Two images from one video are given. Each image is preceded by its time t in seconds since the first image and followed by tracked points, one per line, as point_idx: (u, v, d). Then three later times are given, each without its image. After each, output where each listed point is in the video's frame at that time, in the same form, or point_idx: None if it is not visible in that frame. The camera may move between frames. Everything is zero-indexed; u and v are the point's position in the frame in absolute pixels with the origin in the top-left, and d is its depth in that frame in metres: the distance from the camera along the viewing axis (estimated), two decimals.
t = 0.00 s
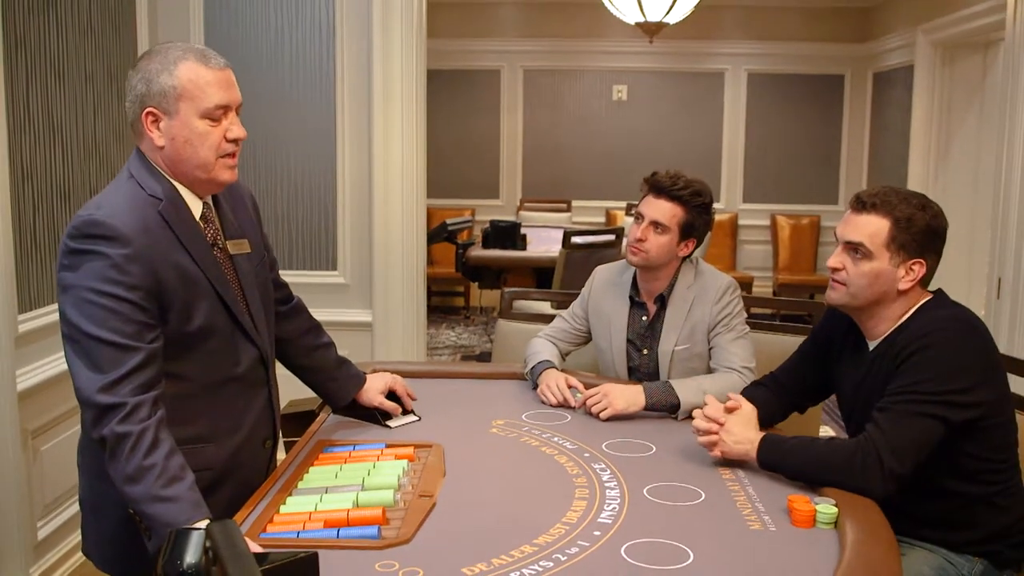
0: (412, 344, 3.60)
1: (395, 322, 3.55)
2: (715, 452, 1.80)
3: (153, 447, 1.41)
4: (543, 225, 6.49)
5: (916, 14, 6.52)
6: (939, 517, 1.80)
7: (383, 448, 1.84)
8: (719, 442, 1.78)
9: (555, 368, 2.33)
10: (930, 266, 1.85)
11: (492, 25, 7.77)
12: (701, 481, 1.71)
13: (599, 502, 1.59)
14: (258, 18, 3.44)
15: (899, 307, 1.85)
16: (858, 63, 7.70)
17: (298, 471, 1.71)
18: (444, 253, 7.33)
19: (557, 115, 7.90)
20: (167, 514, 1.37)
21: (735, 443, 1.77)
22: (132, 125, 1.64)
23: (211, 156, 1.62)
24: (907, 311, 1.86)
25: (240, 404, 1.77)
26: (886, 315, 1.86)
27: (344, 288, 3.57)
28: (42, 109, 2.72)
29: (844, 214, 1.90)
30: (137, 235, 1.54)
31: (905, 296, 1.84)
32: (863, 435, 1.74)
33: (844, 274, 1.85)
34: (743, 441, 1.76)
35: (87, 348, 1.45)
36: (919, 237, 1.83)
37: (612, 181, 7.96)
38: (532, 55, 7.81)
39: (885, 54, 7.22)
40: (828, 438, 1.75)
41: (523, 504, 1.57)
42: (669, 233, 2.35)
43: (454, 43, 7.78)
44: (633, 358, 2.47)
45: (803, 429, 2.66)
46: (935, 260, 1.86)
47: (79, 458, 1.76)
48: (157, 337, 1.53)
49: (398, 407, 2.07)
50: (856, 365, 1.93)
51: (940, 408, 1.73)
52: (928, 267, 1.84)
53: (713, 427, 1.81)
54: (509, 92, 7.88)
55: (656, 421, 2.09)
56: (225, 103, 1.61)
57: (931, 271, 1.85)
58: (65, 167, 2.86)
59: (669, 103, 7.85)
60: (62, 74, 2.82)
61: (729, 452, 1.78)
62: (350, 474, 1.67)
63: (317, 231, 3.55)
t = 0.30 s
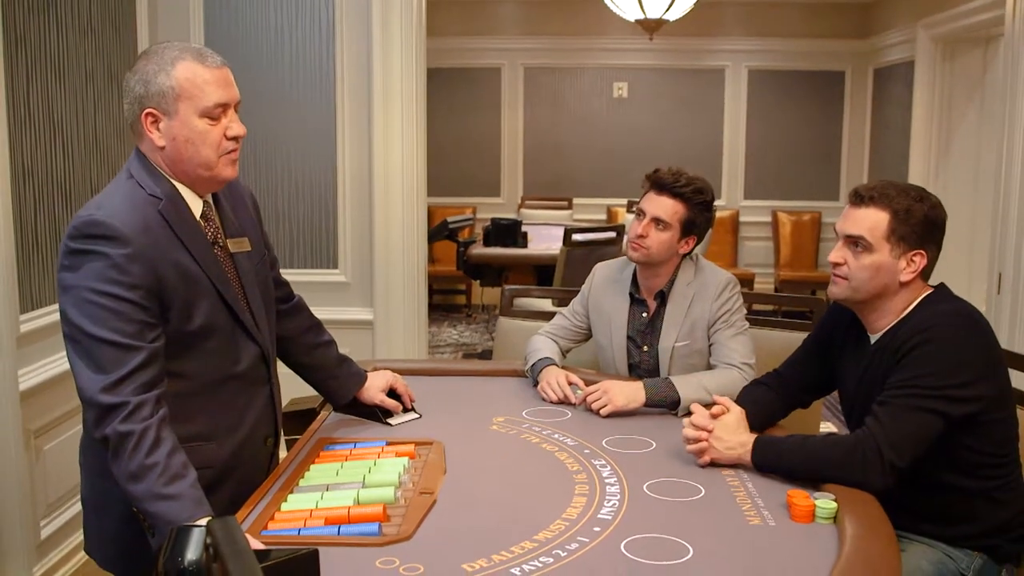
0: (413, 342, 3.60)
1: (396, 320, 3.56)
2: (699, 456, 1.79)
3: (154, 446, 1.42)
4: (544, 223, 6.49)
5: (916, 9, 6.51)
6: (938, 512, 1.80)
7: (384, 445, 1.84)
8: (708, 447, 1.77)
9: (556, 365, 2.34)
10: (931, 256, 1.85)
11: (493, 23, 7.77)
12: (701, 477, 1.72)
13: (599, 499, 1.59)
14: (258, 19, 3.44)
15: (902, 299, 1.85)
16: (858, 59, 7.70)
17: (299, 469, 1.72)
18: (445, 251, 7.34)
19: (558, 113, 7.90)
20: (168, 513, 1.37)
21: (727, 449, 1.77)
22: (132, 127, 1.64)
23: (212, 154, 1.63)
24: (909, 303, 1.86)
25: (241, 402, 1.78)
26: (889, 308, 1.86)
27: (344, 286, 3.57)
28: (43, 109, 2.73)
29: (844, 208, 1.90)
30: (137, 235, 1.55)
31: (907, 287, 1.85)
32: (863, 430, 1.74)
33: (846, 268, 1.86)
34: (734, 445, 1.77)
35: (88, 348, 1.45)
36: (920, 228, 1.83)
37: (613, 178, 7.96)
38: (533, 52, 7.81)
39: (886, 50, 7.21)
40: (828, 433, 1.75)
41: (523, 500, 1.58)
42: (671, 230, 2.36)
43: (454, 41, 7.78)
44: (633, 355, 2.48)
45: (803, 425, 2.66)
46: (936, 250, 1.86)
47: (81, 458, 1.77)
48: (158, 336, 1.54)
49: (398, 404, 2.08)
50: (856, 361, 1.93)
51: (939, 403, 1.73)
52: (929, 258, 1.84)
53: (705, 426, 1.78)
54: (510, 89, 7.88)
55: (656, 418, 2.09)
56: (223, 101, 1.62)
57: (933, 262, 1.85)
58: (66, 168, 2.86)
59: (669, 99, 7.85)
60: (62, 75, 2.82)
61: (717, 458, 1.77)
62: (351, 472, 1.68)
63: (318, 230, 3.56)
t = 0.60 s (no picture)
0: (413, 341, 3.61)
1: (396, 320, 3.57)
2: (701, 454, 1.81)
3: (152, 444, 1.42)
4: (543, 223, 6.50)
5: (915, 9, 6.52)
6: (934, 509, 1.81)
7: (382, 444, 1.85)
8: (708, 446, 1.79)
9: (554, 364, 2.35)
10: (921, 255, 1.85)
11: (493, 23, 7.78)
12: (697, 475, 1.72)
13: (596, 496, 1.60)
14: (257, 20, 3.45)
15: (893, 297, 1.86)
16: (858, 59, 7.71)
17: (297, 467, 1.73)
18: (445, 252, 7.36)
19: (558, 113, 7.91)
20: (167, 510, 1.38)
21: (726, 447, 1.78)
22: (135, 125, 1.65)
23: (216, 156, 1.65)
24: (899, 302, 1.87)
25: (239, 401, 1.78)
26: (880, 306, 1.87)
27: (344, 286, 3.58)
28: (42, 110, 2.74)
29: (835, 208, 1.91)
30: (134, 235, 1.56)
31: (897, 286, 1.86)
32: (859, 429, 1.75)
33: (836, 266, 1.87)
34: (734, 443, 1.78)
35: (86, 347, 1.46)
36: (909, 227, 1.84)
37: (613, 178, 7.97)
38: (533, 53, 7.82)
39: (885, 50, 7.22)
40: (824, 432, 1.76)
41: (520, 498, 1.59)
42: (668, 230, 2.37)
43: (453, 41, 7.79)
44: (631, 354, 2.48)
45: (801, 424, 2.67)
46: (926, 249, 1.86)
47: (80, 456, 1.78)
48: (155, 335, 1.55)
49: (397, 403, 2.09)
50: (852, 359, 1.94)
51: (934, 401, 1.74)
52: (919, 257, 1.85)
53: (707, 426, 1.81)
54: (510, 90, 7.89)
55: (653, 416, 2.10)
56: (230, 104, 1.63)
57: (923, 260, 1.86)
58: (65, 169, 2.87)
59: (669, 99, 7.86)
60: (61, 75, 2.83)
61: (717, 456, 1.78)
62: (349, 470, 1.68)
63: (317, 230, 3.57)
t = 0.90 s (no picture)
0: (403, 337, 3.62)
1: (386, 316, 3.57)
2: (690, 449, 1.81)
3: (140, 438, 1.42)
4: (535, 220, 6.50)
5: (906, 7, 6.55)
6: (921, 505, 1.82)
7: (371, 439, 1.85)
8: (694, 441, 1.79)
9: (543, 360, 2.35)
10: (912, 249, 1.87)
11: (484, 20, 7.77)
12: (685, 470, 1.73)
13: (583, 490, 1.61)
14: (248, 15, 3.45)
15: (886, 294, 1.87)
16: (849, 57, 7.73)
17: (286, 462, 1.73)
18: (437, 248, 7.35)
19: (550, 110, 7.91)
20: (153, 504, 1.38)
21: (711, 440, 1.78)
22: (133, 117, 1.63)
23: (214, 154, 1.65)
24: (893, 298, 1.88)
25: (227, 396, 1.78)
26: (874, 304, 1.87)
27: (334, 282, 3.58)
28: (31, 104, 2.72)
29: (823, 208, 1.91)
30: (122, 229, 1.56)
31: (890, 282, 1.87)
32: (847, 426, 1.76)
33: (830, 266, 1.86)
34: (717, 434, 1.78)
35: (73, 342, 1.46)
36: (899, 221, 1.86)
37: (605, 175, 7.98)
38: (524, 49, 7.83)
39: (876, 48, 7.24)
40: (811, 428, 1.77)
41: (507, 493, 1.59)
42: (656, 229, 2.37)
43: (445, 38, 7.79)
44: (620, 350, 2.49)
45: (789, 419, 2.68)
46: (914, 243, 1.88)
47: (67, 451, 1.77)
48: (142, 330, 1.54)
49: (386, 398, 2.09)
50: (839, 356, 1.95)
51: (921, 398, 1.75)
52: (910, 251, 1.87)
53: (694, 417, 1.82)
54: (502, 87, 7.89)
55: (642, 411, 2.11)
56: (231, 104, 1.64)
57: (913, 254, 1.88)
58: (54, 164, 2.86)
59: (661, 96, 7.86)
60: (50, 69, 2.82)
61: (705, 450, 1.79)
62: (338, 465, 1.68)
63: (307, 226, 3.56)
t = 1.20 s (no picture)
0: (396, 335, 3.61)
1: (379, 313, 3.56)
2: (682, 445, 1.81)
3: (128, 435, 1.42)
4: (529, 218, 6.49)
5: (900, 8, 6.57)
6: (912, 504, 1.82)
7: (361, 436, 1.85)
8: (687, 436, 1.79)
9: (535, 358, 2.35)
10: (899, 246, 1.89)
11: (478, 18, 7.77)
12: (675, 469, 1.73)
13: (573, 489, 1.61)
14: (240, 11, 3.43)
15: (878, 293, 1.88)
16: (843, 57, 7.74)
17: (276, 460, 1.72)
18: (430, 246, 7.35)
19: (544, 109, 7.91)
20: (142, 501, 1.37)
21: (703, 437, 1.78)
22: (126, 109, 1.62)
23: (207, 150, 1.65)
24: (884, 296, 1.89)
25: (217, 393, 1.78)
26: (866, 303, 1.88)
27: (326, 279, 3.57)
28: (22, 101, 2.71)
29: (809, 210, 1.91)
30: (113, 225, 1.55)
31: (881, 280, 1.87)
32: (837, 426, 1.76)
33: (822, 269, 1.87)
34: (711, 432, 1.78)
35: (63, 337, 1.45)
36: (886, 220, 1.86)
37: (599, 174, 7.98)
38: (518, 47, 7.82)
39: (870, 49, 7.26)
40: (802, 428, 1.77)
41: (497, 491, 1.59)
42: (647, 230, 2.37)
43: (438, 36, 7.78)
44: (611, 348, 2.49)
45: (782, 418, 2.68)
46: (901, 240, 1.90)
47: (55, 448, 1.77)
48: (133, 326, 1.54)
49: (376, 395, 2.09)
50: (829, 356, 1.95)
51: (912, 398, 1.75)
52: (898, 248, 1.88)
53: (688, 413, 1.82)
54: (496, 85, 7.88)
55: (633, 410, 2.11)
56: (226, 100, 1.64)
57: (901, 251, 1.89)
58: (45, 159, 2.85)
59: (655, 95, 7.87)
60: (42, 67, 2.81)
61: (697, 446, 1.79)
62: (327, 462, 1.68)
63: (300, 222, 3.55)
